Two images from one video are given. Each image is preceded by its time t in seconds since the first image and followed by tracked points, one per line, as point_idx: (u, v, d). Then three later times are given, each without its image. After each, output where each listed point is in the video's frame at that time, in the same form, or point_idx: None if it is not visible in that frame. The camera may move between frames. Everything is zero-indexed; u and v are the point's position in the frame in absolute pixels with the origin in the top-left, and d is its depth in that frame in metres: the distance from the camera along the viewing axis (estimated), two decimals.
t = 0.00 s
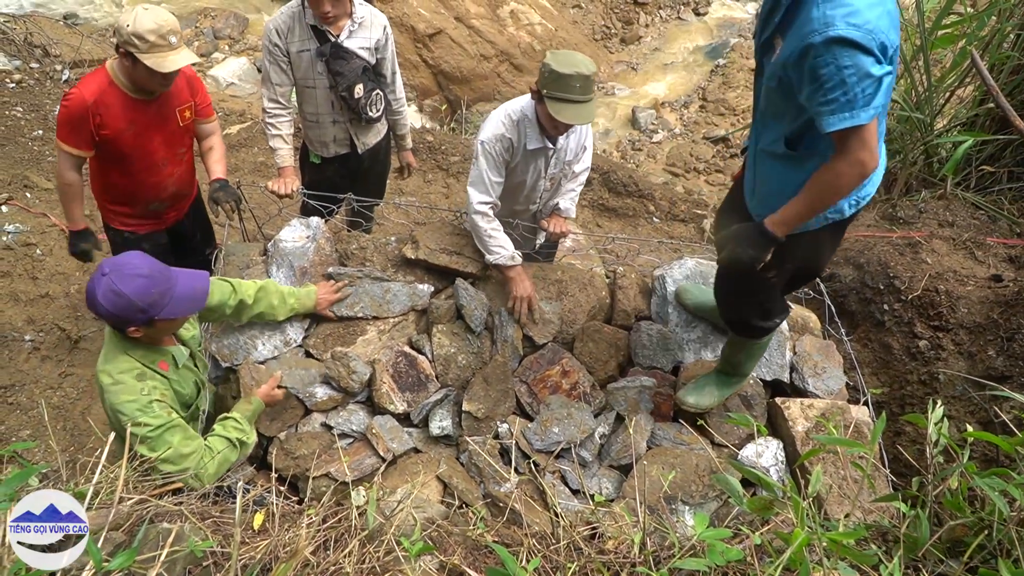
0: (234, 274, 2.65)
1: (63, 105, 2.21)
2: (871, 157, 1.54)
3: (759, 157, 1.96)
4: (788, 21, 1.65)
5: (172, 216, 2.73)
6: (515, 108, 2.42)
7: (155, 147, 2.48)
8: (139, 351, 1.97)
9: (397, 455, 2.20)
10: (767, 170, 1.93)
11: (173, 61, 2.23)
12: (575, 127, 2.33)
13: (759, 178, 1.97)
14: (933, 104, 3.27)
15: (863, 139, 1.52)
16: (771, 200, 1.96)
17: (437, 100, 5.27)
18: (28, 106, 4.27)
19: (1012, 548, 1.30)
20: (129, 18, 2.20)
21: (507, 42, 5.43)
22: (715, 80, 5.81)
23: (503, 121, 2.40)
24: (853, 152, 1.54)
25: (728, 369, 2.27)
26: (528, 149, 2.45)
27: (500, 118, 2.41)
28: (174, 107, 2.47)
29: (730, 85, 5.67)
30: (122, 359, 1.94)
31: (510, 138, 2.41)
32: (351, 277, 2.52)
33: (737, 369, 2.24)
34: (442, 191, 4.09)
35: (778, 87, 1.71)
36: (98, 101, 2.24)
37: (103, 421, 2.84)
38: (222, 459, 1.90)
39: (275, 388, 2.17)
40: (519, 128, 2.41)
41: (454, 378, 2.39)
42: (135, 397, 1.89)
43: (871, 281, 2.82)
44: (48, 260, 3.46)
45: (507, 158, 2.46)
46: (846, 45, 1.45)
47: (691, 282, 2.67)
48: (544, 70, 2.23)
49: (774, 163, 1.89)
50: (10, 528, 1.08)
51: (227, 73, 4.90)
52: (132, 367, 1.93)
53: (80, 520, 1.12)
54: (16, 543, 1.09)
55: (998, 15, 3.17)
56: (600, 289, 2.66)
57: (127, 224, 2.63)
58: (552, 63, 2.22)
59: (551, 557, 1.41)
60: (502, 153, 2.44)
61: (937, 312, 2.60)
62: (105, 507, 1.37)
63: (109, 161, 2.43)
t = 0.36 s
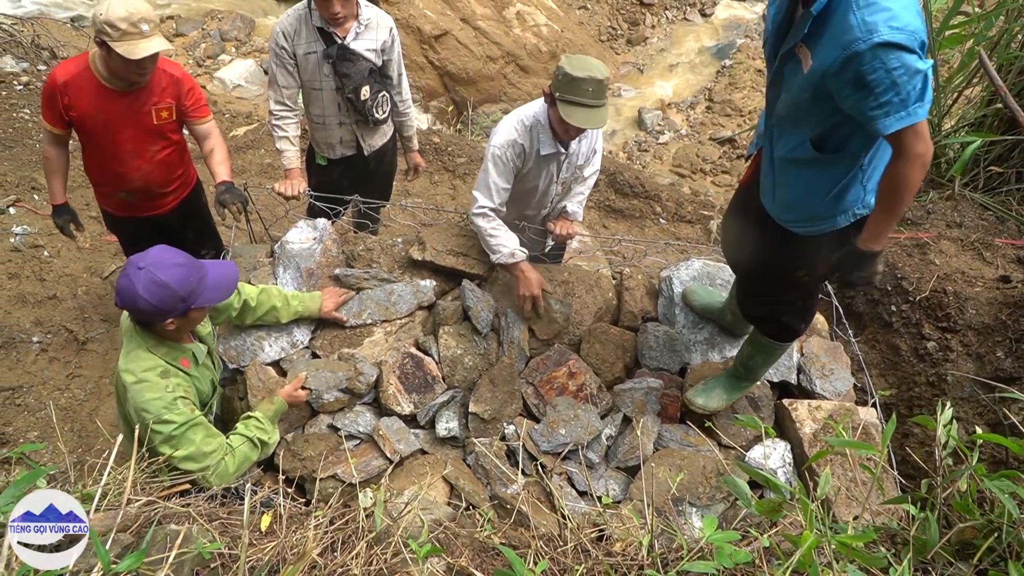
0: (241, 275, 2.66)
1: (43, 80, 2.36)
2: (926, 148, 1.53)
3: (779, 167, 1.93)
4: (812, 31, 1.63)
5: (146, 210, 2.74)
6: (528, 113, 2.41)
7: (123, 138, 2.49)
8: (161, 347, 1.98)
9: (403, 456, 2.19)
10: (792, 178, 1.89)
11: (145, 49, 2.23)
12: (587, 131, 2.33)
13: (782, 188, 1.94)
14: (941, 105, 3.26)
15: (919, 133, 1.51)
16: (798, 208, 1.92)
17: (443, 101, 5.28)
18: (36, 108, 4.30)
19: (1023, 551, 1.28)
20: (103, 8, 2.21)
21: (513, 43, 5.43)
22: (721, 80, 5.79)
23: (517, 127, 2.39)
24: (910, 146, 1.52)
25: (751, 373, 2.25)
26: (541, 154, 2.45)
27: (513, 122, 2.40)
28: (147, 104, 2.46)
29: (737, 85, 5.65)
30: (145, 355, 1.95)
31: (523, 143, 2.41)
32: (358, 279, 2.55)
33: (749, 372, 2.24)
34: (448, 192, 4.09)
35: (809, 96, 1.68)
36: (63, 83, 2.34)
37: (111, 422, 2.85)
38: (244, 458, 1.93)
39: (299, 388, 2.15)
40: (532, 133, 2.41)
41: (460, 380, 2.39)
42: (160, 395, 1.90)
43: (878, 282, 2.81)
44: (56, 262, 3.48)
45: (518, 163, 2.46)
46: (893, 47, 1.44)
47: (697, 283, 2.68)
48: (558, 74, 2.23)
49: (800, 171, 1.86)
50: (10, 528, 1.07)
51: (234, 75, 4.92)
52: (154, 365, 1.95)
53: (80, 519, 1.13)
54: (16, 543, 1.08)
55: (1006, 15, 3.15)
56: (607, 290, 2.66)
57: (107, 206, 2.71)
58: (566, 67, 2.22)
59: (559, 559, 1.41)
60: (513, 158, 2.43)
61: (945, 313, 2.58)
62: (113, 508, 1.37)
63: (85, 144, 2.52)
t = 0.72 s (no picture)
0: (247, 276, 2.67)
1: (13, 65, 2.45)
2: (946, 144, 1.52)
3: (793, 168, 1.92)
4: (825, 33, 1.62)
5: (119, 195, 2.76)
6: (529, 117, 2.41)
7: (84, 123, 2.52)
8: (165, 348, 1.98)
9: (409, 457, 2.19)
10: (806, 178, 1.89)
11: (93, 37, 2.28)
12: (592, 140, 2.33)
13: (797, 188, 1.93)
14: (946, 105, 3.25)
15: (939, 129, 1.50)
16: (815, 207, 1.92)
17: (448, 102, 5.28)
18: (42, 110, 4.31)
19: None
20: None
21: (518, 44, 5.43)
22: (727, 81, 5.78)
23: (518, 129, 2.39)
24: (931, 142, 1.51)
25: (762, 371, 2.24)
26: (544, 158, 2.45)
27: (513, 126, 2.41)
28: (106, 90, 2.48)
29: (742, 85, 5.64)
30: (149, 358, 1.95)
31: (525, 146, 2.41)
32: (364, 280, 2.55)
33: (756, 372, 2.23)
34: (453, 193, 4.09)
35: (826, 98, 1.68)
36: (27, 68, 2.40)
37: (117, 423, 2.86)
38: (260, 447, 1.93)
39: (302, 371, 2.19)
40: (534, 138, 2.41)
41: (466, 380, 2.39)
42: (170, 395, 1.90)
43: (885, 283, 2.80)
44: (62, 263, 3.49)
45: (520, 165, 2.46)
46: (912, 46, 1.44)
47: (703, 284, 2.67)
48: (566, 83, 2.22)
49: (816, 170, 1.86)
50: (10, 528, 1.08)
51: (239, 76, 4.93)
52: (160, 366, 1.95)
53: (80, 520, 1.14)
54: (15, 543, 1.09)
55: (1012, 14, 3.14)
56: (612, 290, 2.66)
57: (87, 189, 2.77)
58: (573, 76, 2.21)
59: (565, 559, 1.41)
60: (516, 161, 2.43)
61: (951, 313, 2.58)
62: (120, 508, 1.38)
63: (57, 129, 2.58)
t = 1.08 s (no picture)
0: (252, 276, 2.68)
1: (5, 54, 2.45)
2: (947, 140, 1.51)
3: (798, 160, 1.92)
4: (836, 21, 1.62)
5: (114, 183, 2.77)
6: (529, 115, 2.42)
7: (77, 110, 2.53)
8: (154, 354, 2.00)
9: (415, 457, 2.19)
10: (811, 171, 1.89)
11: (77, 22, 2.28)
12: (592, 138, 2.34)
13: (802, 180, 1.93)
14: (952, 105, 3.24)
15: (941, 125, 1.49)
16: (818, 201, 1.92)
17: (453, 103, 5.29)
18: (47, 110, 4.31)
19: None
20: None
21: (523, 44, 5.43)
22: (732, 81, 5.77)
23: (520, 128, 2.40)
24: (932, 138, 1.50)
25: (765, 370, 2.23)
26: (545, 157, 2.45)
27: (513, 124, 2.42)
28: (96, 76, 2.48)
29: (747, 85, 5.63)
30: (140, 363, 1.97)
31: (526, 145, 2.41)
32: (369, 280, 2.56)
33: (764, 372, 2.22)
34: (458, 193, 4.10)
35: (833, 87, 1.67)
36: (18, 55, 2.40)
37: (123, 422, 2.87)
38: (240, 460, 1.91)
39: (288, 383, 2.16)
40: (535, 136, 2.41)
41: (471, 380, 2.39)
42: (154, 402, 1.92)
43: (890, 283, 2.79)
44: (68, 263, 3.51)
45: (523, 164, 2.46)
46: (920, 37, 1.44)
47: (708, 283, 2.67)
48: (567, 81, 2.21)
49: (820, 164, 1.85)
50: (10, 528, 1.09)
51: (244, 77, 4.94)
52: (149, 372, 1.97)
53: (80, 520, 1.15)
54: (16, 543, 1.10)
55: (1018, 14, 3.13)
56: (618, 290, 2.66)
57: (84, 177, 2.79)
58: (572, 75, 2.21)
59: (571, 559, 1.41)
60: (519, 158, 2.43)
61: (957, 313, 2.57)
62: (127, 508, 1.38)
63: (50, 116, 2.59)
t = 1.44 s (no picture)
0: (256, 277, 2.68)
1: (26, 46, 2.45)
2: (946, 144, 1.50)
3: (800, 156, 1.91)
4: (848, 14, 1.61)
5: (131, 176, 2.78)
6: (532, 115, 2.41)
7: (95, 103, 2.53)
8: (158, 354, 1.95)
9: (419, 457, 2.19)
10: (812, 169, 1.88)
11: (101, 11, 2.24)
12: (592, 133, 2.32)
13: (802, 177, 1.92)
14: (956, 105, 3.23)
15: (941, 128, 1.48)
16: (816, 199, 1.91)
17: (457, 102, 5.29)
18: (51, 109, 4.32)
19: None
20: None
21: (526, 44, 5.43)
22: (735, 80, 5.76)
23: (523, 130, 2.39)
24: (930, 142, 1.49)
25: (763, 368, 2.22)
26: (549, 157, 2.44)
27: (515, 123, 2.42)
28: (115, 70, 2.48)
29: (751, 85, 5.62)
30: (145, 364, 1.93)
31: (530, 147, 2.41)
32: (373, 280, 2.57)
33: (769, 372, 2.22)
34: (462, 193, 4.09)
35: (839, 82, 1.66)
36: (38, 47, 2.40)
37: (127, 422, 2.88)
38: (249, 464, 1.87)
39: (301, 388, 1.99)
40: (539, 137, 2.40)
41: (475, 380, 2.39)
42: (164, 403, 1.88)
43: (895, 283, 2.78)
44: (72, 263, 3.51)
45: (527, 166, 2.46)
46: (928, 36, 1.43)
47: (713, 284, 2.66)
48: (564, 77, 2.22)
49: (821, 161, 1.85)
50: (10, 528, 1.09)
51: (248, 76, 4.95)
52: (156, 373, 1.93)
53: (80, 521, 1.15)
54: (15, 543, 1.10)
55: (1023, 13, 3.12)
56: (622, 290, 2.66)
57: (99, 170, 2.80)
58: (569, 70, 2.21)
59: (576, 560, 1.41)
60: (523, 157, 2.42)
61: (962, 313, 2.55)
62: (131, 507, 1.38)
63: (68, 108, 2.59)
